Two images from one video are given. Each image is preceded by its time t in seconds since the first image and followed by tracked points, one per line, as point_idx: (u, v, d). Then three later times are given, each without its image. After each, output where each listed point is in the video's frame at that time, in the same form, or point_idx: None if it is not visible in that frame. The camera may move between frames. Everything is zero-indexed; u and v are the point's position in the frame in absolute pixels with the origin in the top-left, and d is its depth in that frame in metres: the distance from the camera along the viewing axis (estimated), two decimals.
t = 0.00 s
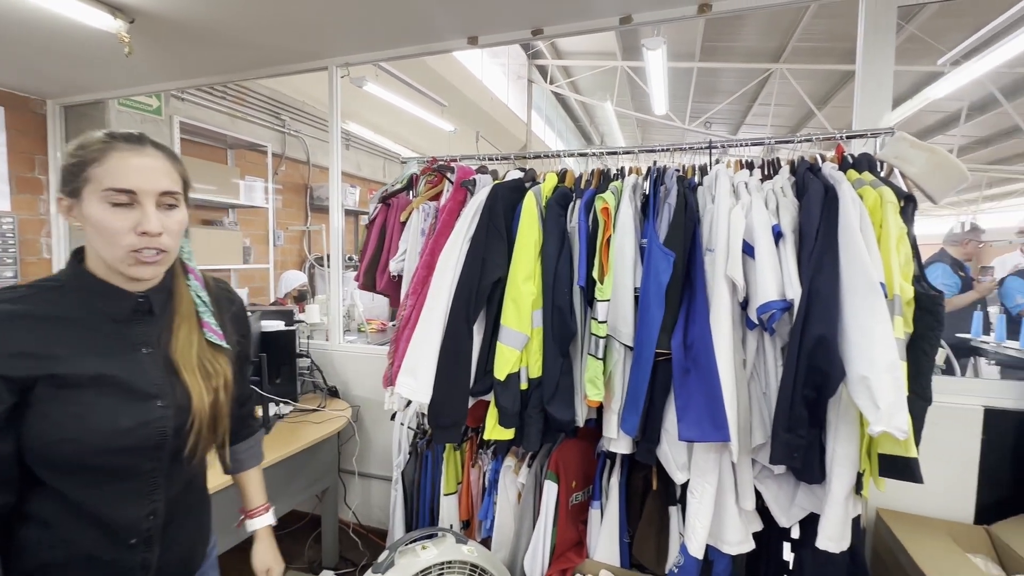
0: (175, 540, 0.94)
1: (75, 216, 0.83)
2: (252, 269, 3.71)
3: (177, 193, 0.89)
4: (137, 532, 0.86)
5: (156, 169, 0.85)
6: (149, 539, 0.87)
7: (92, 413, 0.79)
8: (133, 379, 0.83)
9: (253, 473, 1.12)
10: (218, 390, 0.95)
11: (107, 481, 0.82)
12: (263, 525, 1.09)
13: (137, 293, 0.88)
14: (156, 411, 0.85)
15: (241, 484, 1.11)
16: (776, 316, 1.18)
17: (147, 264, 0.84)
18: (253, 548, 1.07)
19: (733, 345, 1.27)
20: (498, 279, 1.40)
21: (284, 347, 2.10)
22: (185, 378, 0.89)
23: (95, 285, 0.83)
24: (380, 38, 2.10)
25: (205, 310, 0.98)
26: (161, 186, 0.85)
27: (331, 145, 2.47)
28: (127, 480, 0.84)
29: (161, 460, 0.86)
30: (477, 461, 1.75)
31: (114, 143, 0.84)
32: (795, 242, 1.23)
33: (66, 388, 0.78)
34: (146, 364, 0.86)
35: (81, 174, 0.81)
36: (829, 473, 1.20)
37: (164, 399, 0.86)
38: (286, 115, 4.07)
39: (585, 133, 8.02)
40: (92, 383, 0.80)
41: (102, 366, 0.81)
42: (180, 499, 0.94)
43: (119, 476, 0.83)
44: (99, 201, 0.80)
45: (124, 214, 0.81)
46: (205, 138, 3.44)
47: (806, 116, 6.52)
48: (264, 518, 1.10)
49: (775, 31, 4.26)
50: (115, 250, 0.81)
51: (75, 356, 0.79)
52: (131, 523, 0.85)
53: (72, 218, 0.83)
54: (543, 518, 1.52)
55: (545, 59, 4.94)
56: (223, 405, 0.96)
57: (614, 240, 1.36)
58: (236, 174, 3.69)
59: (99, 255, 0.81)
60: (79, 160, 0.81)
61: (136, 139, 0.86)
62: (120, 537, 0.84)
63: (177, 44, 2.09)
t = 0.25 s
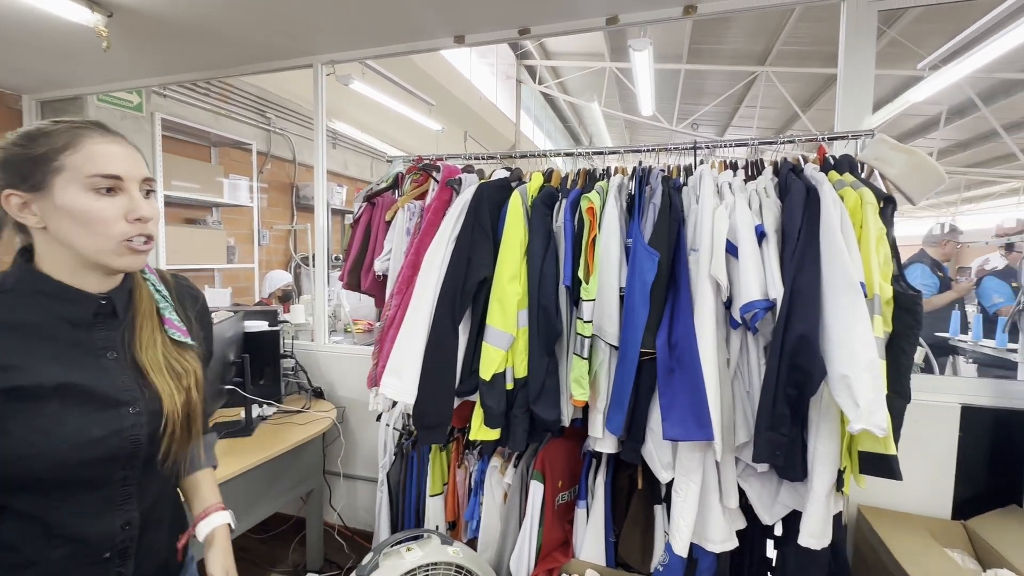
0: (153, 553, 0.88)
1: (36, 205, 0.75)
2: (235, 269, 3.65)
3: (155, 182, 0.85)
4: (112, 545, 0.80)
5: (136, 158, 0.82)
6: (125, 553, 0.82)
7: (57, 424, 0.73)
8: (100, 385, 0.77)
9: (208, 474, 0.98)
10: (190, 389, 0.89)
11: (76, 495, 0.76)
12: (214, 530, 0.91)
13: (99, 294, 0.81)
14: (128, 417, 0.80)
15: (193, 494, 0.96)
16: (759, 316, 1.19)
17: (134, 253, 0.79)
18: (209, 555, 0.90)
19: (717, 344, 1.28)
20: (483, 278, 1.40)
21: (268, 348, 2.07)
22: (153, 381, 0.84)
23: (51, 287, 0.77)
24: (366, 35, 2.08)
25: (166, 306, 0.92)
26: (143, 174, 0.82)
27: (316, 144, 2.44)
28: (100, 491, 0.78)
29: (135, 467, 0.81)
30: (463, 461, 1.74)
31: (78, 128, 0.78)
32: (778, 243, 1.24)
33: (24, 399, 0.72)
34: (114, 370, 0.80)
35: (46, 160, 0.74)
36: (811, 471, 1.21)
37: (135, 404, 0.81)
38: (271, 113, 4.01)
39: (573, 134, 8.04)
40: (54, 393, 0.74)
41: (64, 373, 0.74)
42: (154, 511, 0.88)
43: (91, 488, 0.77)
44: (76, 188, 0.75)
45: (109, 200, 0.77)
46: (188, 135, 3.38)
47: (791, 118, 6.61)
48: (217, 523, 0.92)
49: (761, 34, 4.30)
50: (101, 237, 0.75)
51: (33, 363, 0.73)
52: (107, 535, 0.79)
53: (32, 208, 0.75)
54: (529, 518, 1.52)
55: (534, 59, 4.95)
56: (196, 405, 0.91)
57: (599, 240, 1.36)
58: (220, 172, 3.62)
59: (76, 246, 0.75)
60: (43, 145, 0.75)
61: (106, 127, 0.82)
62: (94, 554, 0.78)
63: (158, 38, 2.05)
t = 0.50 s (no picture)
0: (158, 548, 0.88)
1: (14, 190, 0.71)
2: (226, 268, 3.61)
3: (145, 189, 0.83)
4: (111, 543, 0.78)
5: (134, 163, 0.80)
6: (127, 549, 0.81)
7: (44, 415, 0.70)
8: (86, 375, 0.75)
9: (230, 459, 0.95)
10: (180, 376, 0.88)
11: (68, 490, 0.73)
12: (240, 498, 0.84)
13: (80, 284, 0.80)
14: (119, 405, 0.78)
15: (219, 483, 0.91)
16: (749, 314, 1.20)
17: (104, 256, 0.77)
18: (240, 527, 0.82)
19: (707, 343, 1.29)
20: (475, 277, 1.40)
21: (258, 348, 2.05)
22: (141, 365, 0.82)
23: (28, 276, 0.74)
24: (357, 33, 2.07)
25: (148, 292, 0.92)
26: (136, 182, 0.80)
27: (307, 142, 2.42)
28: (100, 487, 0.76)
29: (129, 460, 0.79)
30: (455, 462, 1.74)
31: (82, 126, 0.75)
32: (767, 242, 1.25)
33: (6, 390, 0.69)
34: (100, 359, 0.79)
35: (40, 151, 0.71)
36: (801, 468, 1.22)
37: (125, 392, 0.79)
38: (262, 111, 3.97)
39: (565, 133, 8.05)
40: (37, 384, 0.71)
41: (47, 362, 0.72)
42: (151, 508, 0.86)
43: (84, 482, 0.75)
44: (66, 186, 0.71)
45: (93, 202, 0.74)
46: (177, 134, 3.33)
47: (781, 120, 6.67)
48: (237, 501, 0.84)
49: (752, 35, 4.32)
50: (75, 239, 0.73)
51: (15, 352, 0.70)
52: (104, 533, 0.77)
53: (10, 191, 0.71)
54: (520, 518, 1.52)
55: (526, 59, 4.94)
56: (189, 391, 0.90)
57: (591, 239, 1.36)
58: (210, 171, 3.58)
59: (48, 242, 0.72)
60: (42, 136, 0.71)
61: (110, 125, 0.79)
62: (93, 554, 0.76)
63: (146, 34, 2.01)
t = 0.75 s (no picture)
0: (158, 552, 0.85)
1: (22, 193, 0.70)
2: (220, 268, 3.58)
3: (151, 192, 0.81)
4: (109, 545, 0.76)
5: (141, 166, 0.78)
6: (123, 553, 0.78)
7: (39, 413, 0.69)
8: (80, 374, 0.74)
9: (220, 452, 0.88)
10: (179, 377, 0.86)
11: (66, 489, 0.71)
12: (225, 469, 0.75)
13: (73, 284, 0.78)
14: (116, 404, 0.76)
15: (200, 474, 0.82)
16: (746, 313, 1.19)
17: (109, 262, 0.75)
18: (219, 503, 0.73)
19: (704, 342, 1.29)
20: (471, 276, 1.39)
21: (253, 348, 2.04)
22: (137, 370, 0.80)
23: (20, 276, 0.73)
24: (353, 31, 2.05)
25: (145, 292, 0.89)
26: (143, 186, 0.78)
27: (302, 141, 2.41)
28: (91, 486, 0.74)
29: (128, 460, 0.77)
30: (451, 461, 1.73)
31: (91, 130, 0.74)
32: (764, 241, 1.25)
33: None
34: (95, 359, 0.77)
35: (48, 155, 0.70)
36: (797, 467, 1.23)
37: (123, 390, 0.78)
38: (256, 110, 3.95)
39: (560, 133, 8.04)
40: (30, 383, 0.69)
41: (41, 361, 0.71)
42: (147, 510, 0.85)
43: (82, 482, 0.73)
44: (71, 189, 0.70)
45: (99, 206, 0.72)
46: (171, 132, 3.30)
47: (775, 119, 6.70)
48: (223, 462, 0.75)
49: (747, 35, 4.34)
50: (81, 244, 0.71)
51: (7, 350, 0.68)
52: (101, 536, 0.75)
53: (18, 195, 0.70)
54: (517, 518, 1.51)
55: (522, 58, 4.94)
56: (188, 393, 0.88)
57: (588, 238, 1.36)
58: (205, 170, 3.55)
59: (53, 246, 0.71)
60: (49, 139, 0.71)
61: (117, 128, 0.78)
62: (90, 556, 0.74)
63: (139, 31, 1.99)
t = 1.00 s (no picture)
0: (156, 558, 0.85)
1: None
2: (220, 268, 3.58)
3: (110, 161, 0.77)
4: (103, 554, 0.76)
5: (81, 134, 0.74)
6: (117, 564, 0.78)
7: (42, 415, 0.69)
8: (87, 379, 0.74)
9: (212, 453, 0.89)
10: (187, 402, 0.85)
11: (61, 499, 0.72)
12: (206, 456, 0.75)
13: (87, 286, 0.78)
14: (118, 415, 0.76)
15: (170, 480, 0.81)
16: (749, 313, 1.19)
17: (83, 244, 0.73)
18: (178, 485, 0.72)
19: (707, 341, 1.28)
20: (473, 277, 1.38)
21: (253, 348, 2.03)
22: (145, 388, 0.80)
23: (36, 276, 0.73)
24: (353, 30, 2.05)
25: (166, 310, 0.88)
26: (87, 152, 0.73)
27: (302, 140, 2.40)
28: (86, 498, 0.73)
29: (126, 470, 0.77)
30: (452, 462, 1.72)
31: (26, 112, 0.73)
32: (767, 240, 1.25)
33: (10, 389, 0.67)
34: (102, 365, 0.77)
35: None
36: (801, 466, 1.22)
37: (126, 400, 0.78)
38: (256, 110, 3.94)
39: (560, 133, 8.04)
40: (38, 384, 0.69)
41: (50, 363, 0.71)
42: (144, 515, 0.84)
43: (79, 490, 0.73)
44: (14, 172, 0.70)
45: (43, 184, 0.70)
46: (171, 133, 3.30)
47: (775, 118, 6.69)
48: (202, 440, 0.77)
49: (747, 34, 4.33)
50: (38, 226, 0.70)
51: (15, 351, 0.69)
52: (95, 546, 0.75)
53: None
54: (519, 518, 1.51)
55: (521, 57, 4.93)
56: (194, 414, 0.87)
57: (590, 237, 1.35)
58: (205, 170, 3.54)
59: (25, 237, 0.71)
60: None
61: (66, 107, 0.77)
62: (85, 563, 0.75)
63: (138, 31, 1.99)
